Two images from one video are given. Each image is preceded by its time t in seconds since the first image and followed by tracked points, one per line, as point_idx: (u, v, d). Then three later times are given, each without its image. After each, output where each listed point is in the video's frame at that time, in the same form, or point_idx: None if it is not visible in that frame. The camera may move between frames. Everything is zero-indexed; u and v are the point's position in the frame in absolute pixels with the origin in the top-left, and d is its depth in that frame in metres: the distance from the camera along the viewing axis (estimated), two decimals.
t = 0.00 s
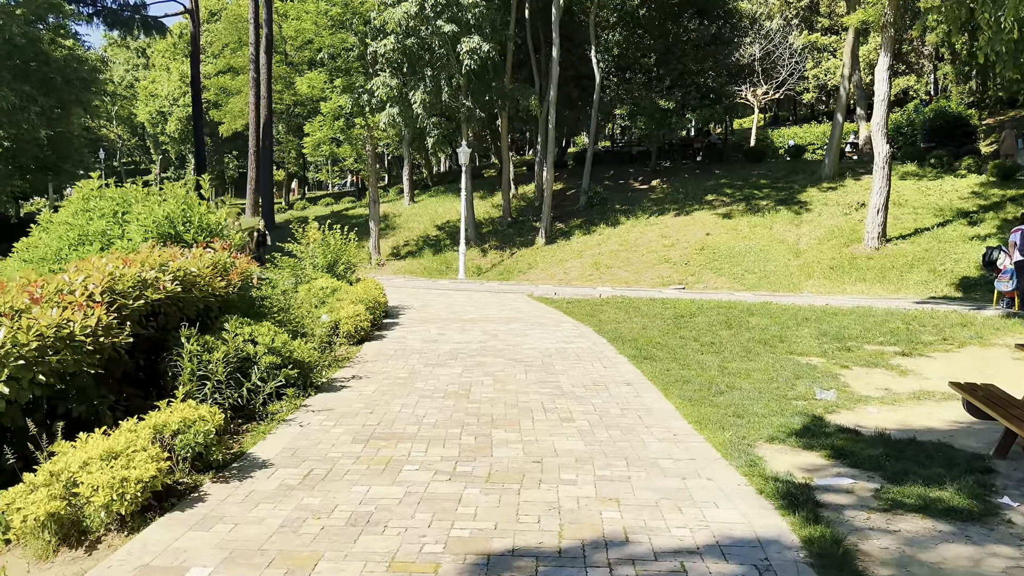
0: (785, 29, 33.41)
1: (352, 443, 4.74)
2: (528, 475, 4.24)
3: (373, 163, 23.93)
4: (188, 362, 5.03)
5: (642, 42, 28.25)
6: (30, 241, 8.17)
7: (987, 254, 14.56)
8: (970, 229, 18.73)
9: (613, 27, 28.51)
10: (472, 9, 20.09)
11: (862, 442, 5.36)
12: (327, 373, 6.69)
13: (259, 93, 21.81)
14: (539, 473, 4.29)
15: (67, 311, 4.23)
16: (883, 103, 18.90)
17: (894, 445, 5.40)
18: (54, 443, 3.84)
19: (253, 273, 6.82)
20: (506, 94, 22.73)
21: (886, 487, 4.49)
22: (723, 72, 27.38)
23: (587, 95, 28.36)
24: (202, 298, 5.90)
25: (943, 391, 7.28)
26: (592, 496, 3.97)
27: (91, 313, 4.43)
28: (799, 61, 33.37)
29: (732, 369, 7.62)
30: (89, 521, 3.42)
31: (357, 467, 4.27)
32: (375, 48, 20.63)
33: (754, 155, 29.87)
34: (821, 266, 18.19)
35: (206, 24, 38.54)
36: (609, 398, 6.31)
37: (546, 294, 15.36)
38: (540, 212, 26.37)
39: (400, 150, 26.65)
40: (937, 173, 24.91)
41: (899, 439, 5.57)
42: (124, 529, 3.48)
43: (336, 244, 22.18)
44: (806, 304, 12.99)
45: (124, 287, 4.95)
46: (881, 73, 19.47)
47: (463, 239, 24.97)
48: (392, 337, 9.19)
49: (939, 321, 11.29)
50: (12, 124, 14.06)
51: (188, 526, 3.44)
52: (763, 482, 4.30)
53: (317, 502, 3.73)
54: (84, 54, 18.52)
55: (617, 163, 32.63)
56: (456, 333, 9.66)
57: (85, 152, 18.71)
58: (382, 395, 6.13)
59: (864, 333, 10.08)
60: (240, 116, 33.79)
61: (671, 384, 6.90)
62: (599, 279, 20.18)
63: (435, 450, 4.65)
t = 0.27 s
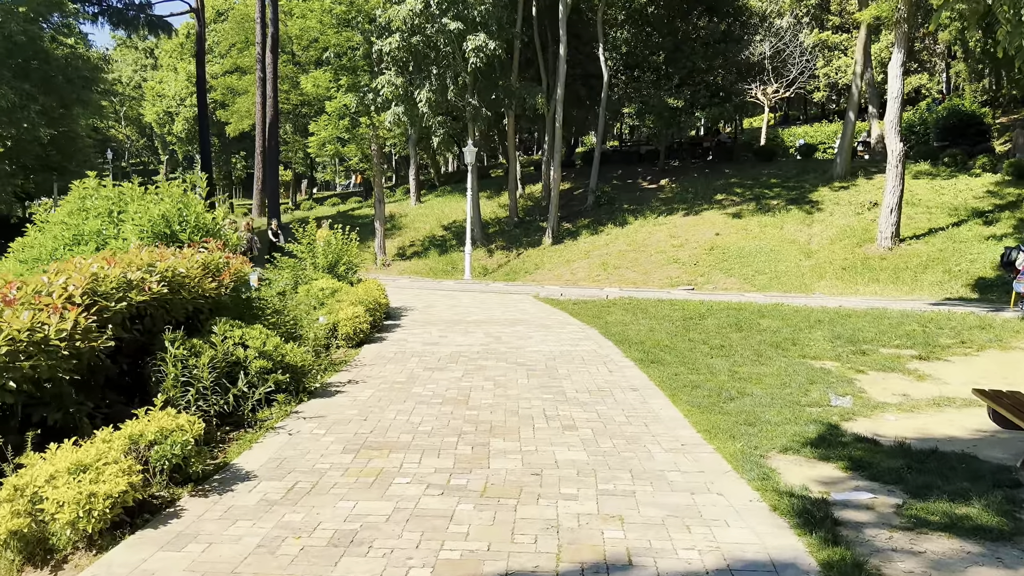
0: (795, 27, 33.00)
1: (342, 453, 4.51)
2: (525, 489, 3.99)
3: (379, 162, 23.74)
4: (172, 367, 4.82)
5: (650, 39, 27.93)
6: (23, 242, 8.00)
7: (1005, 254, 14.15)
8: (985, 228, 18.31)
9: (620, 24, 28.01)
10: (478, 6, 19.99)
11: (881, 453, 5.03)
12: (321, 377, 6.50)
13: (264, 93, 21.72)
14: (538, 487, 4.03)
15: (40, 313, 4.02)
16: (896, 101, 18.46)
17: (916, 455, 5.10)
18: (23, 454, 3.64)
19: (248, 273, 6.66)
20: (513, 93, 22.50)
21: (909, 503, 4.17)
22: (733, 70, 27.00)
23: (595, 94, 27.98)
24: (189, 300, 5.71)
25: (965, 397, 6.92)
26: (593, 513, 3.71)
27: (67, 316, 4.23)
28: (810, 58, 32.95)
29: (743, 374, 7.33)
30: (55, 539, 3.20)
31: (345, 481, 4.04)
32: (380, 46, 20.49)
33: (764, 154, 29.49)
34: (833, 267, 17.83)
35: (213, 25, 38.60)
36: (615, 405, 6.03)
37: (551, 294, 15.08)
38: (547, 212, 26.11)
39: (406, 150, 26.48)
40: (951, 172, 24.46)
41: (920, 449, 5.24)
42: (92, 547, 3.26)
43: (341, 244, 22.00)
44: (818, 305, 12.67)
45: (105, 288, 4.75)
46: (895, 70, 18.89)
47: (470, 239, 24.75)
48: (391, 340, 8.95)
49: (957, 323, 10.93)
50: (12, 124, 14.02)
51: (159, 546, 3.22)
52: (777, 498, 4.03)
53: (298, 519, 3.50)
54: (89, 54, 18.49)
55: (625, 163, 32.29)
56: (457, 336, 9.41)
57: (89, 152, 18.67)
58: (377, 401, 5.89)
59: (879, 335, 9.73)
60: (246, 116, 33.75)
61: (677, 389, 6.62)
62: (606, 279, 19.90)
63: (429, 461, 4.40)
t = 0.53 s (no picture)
0: (804, 26, 32.66)
1: (329, 469, 4.28)
2: (521, 510, 3.74)
3: (383, 163, 23.56)
4: (153, 377, 4.62)
5: (657, 38, 27.66)
6: (16, 244, 7.84)
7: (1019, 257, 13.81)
8: (998, 229, 17.94)
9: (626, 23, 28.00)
10: (482, 5, 19.87)
11: (899, 468, 4.74)
12: (315, 384, 6.31)
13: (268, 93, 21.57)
14: (535, 507, 3.80)
15: (11, 320, 3.84)
16: (906, 100, 18.08)
17: (936, 469, 4.81)
18: None
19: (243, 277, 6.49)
20: (517, 92, 22.29)
21: (931, 524, 3.87)
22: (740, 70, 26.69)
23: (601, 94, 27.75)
24: (176, 306, 5.52)
25: (984, 406, 6.61)
26: (593, 537, 3.47)
27: (41, 323, 4.04)
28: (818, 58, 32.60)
29: (752, 382, 7.06)
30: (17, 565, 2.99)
31: (329, 500, 3.81)
32: (383, 46, 20.32)
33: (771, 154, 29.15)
34: (843, 269, 17.50)
35: (218, 25, 38.61)
36: (618, 414, 5.77)
37: (556, 297, 14.84)
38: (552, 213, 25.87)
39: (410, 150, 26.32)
40: (962, 173, 24.07)
41: (939, 463, 4.94)
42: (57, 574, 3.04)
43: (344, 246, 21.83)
44: (828, 309, 12.38)
45: (85, 293, 4.57)
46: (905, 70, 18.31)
47: (474, 240, 24.54)
48: (390, 345, 8.73)
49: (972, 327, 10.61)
50: (11, 124, 13.97)
51: (125, 573, 3.01)
52: (790, 519, 3.78)
53: (276, 543, 3.28)
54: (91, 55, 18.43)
55: (631, 163, 32.01)
56: (457, 340, 9.18)
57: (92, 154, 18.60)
58: (370, 411, 5.66)
59: (891, 339, 9.42)
60: (251, 116, 33.71)
61: (684, 397, 6.37)
62: (612, 281, 19.65)
63: (420, 477, 4.18)
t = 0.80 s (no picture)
0: (809, 24, 32.35)
1: (312, 482, 4.06)
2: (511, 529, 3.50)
3: (385, 163, 23.37)
4: (129, 383, 4.41)
5: (661, 36, 27.37)
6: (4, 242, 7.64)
7: None
8: (1009, 229, 17.59)
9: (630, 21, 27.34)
10: (484, 3, 19.79)
11: (915, 481, 4.47)
12: (306, 390, 6.12)
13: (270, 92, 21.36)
14: (529, 525, 3.56)
15: None
16: (915, 98, 17.74)
17: (954, 481, 4.53)
18: None
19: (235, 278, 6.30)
20: (520, 91, 22.07)
21: (952, 543, 3.59)
22: (745, 68, 26.37)
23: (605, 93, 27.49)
24: (158, 309, 5.33)
25: (1001, 412, 6.32)
26: (590, 558, 3.23)
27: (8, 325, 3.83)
28: (824, 56, 32.29)
29: (758, 387, 6.79)
30: None
31: (308, 516, 3.59)
32: (384, 44, 20.13)
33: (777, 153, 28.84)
34: (851, 269, 17.18)
35: (221, 25, 38.52)
36: (618, 421, 5.52)
37: (558, 298, 14.59)
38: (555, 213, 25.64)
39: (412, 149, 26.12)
40: (971, 172, 23.71)
41: (957, 475, 4.66)
42: None
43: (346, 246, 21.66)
44: (836, 310, 12.09)
45: (60, 296, 4.36)
46: (913, 67, 17.84)
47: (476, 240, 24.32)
48: (386, 348, 8.50)
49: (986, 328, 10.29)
50: (5, 123, 13.90)
51: None
52: (801, 538, 3.54)
53: (247, 564, 3.06)
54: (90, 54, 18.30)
55: (635, 163, 31.72)
56: (456, 343, 8.94)
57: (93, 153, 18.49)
58: (360, 418, 5.42)
59: (903, 342, 9.12)
60: (254, 116, 33.61)
61: (688, 403, 6.13)
62: (615, 282, 19.39)
63: (408, 491, 3.95)
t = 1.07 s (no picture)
0: (814, 23, 32.07)
1: (290, 501, 3.82)
2: (500, 554, 3.25)
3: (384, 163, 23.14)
4: (99, 395, 4.17)
5: (664, 35, 27.09)
6: None
7: None
8: (1019, 230, 17.25)
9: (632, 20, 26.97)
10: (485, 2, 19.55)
11: (932, 499, 4.20)
12: (293, 398, 5.91)
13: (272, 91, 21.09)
14: (519, 550, 3.31)
15: None
16: (922, 96, 17.40)
17: (974, 498, 4.25)
18: None
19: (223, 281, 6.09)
20: (521, 90, 21.83)
21: (974, 569, 3.32)
22: (750, 67, 26.07)
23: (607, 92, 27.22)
24: (137, 316, 5.10)
25: (1018, 422, 6.03)
26: None
27: None
28: (829, 55, 32.00)
29: (765, 395, 6.52)
30: None
31: (282, 540, 3.35)
32: (384, 43, 19.92)
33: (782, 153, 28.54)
34: (857, 271, 16.89)
35: (223, 25, 38.44)
36: (618, 433, 5.26)
37: (559, 300, 14.33)
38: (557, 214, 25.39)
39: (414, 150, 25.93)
40: (979, 172, 23.37)
41: (976, 492, 4.38)
42: None
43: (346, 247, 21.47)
44: (843, 313, 11.82)
45: (30, 304, 4.10)
46: (921, 65, 17.40)
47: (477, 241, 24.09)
48: (380, 353, 8.26)
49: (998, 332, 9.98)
50: None
51: None
52: (812, 565, 3.28)
53: None
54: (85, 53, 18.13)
55: (639, 163, 31.43)
56: (452, 347, 8.69)
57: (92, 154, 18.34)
58: (349, 429, 5.18)
59: (913, 347, 8.83)
60: (255, 116, 33.48)
61: (691, 412, 5.87)
62: (618, 284, 19.13)
63: (392, 511, 3.70)
